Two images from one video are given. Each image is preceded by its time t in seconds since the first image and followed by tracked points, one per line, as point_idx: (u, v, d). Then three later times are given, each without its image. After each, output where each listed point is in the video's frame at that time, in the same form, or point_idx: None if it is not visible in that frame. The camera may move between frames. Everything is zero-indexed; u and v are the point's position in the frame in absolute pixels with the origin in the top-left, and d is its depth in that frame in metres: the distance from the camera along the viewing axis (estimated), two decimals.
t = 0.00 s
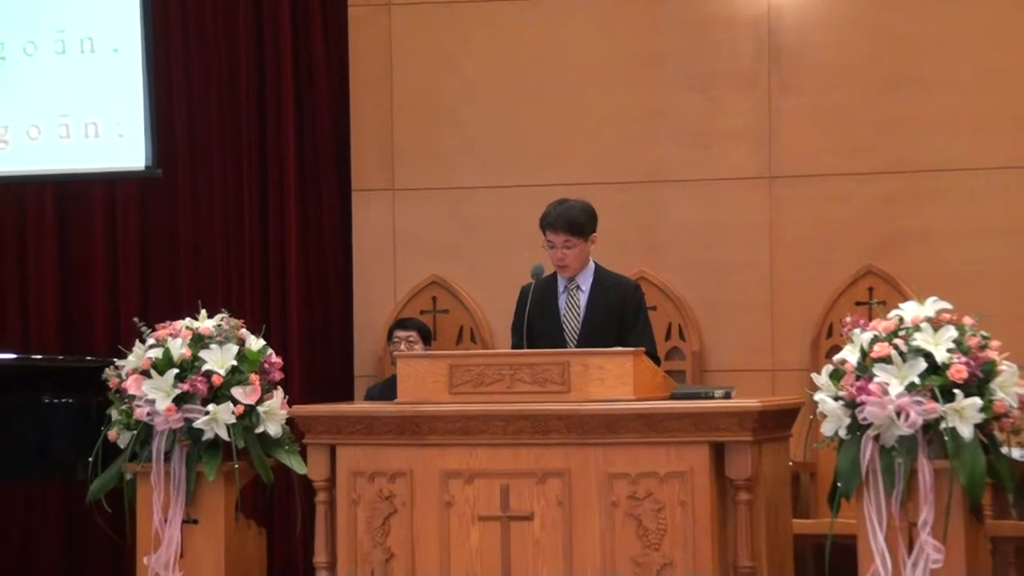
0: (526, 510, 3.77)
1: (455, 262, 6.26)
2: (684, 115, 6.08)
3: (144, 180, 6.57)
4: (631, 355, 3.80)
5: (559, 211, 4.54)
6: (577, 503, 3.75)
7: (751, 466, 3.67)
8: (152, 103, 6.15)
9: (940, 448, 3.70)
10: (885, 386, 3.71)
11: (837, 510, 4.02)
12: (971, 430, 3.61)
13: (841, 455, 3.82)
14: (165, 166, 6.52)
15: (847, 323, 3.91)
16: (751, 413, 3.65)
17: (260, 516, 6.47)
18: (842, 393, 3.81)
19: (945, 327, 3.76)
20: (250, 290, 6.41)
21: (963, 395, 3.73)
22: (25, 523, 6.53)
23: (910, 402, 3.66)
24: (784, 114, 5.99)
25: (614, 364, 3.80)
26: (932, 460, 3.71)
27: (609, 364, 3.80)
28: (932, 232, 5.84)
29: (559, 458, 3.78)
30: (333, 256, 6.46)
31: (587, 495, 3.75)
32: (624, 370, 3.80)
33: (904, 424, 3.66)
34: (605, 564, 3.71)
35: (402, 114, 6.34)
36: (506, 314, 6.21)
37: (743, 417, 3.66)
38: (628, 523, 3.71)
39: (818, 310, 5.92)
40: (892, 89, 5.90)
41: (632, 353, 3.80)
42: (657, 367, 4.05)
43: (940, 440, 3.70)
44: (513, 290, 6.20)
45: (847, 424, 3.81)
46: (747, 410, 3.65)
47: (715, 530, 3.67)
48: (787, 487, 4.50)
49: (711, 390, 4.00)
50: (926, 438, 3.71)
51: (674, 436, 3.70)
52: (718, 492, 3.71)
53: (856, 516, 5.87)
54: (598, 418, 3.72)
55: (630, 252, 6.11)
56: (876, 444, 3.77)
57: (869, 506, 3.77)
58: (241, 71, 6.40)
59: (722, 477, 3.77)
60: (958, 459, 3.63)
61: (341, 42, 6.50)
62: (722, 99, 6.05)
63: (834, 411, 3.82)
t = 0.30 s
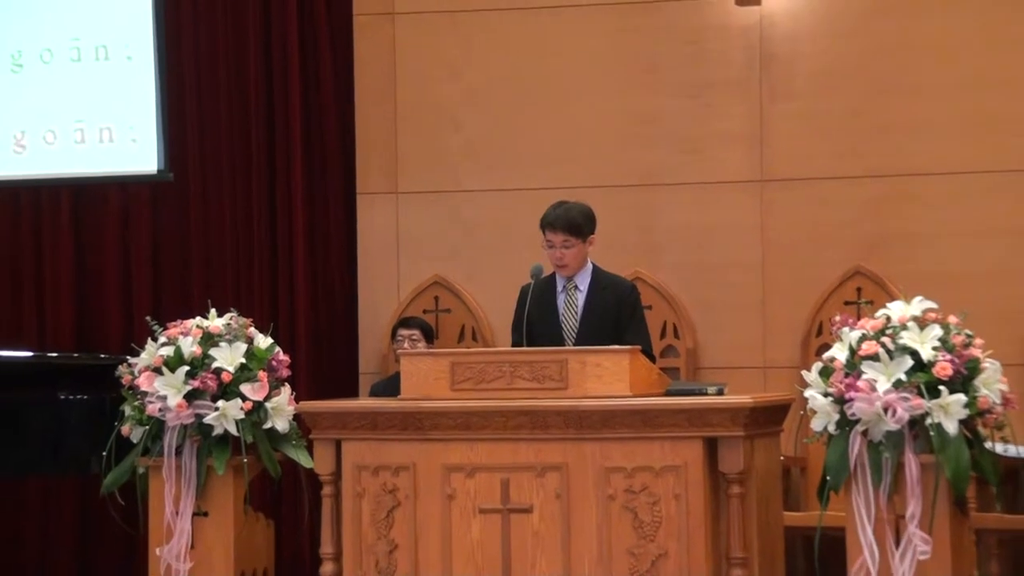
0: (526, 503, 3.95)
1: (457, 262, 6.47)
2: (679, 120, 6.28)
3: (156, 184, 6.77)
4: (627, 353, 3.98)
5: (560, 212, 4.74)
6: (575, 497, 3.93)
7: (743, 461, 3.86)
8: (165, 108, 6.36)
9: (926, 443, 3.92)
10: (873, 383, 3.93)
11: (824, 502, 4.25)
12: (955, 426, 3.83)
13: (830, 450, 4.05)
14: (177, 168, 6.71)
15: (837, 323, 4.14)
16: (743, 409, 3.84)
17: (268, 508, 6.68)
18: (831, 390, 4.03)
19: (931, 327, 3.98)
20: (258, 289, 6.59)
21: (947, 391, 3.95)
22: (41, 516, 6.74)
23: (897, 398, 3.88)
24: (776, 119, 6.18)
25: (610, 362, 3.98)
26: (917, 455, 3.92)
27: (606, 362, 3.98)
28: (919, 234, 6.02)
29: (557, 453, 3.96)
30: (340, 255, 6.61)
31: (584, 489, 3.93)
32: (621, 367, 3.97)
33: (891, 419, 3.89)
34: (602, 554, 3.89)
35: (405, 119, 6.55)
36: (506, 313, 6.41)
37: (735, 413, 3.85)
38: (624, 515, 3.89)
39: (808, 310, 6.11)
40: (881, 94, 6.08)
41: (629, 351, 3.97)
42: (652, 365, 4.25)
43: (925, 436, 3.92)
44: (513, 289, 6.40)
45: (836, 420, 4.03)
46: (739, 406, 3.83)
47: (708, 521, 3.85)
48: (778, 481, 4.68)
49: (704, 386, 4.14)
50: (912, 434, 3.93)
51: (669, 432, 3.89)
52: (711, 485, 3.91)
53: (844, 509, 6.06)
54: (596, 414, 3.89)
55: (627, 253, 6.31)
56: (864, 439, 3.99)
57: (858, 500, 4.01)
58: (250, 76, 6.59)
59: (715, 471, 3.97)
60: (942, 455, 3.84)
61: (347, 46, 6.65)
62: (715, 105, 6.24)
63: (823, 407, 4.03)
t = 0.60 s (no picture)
0: (525, 496, 4.13)
1: (458, 264, 6.66)
2: (673, 126, 6.47)
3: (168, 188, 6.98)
4: (624, 351, 4.12)
5: (559, 213, 4.87)
6: (574, 490, 4.11)
7: (736, 456, 4.03)
8: (176, 113, 6.54)
9: (913, 438, 4.12)
10: (862, 380, 4.11)
11: (814, 495, 4.43)
12: (941, 421, 4.00)
13: (820, 445, 4.23)
14: (188, 172, 6.93)
15: (827, 321, 4.32)
16: (735, 405, 4.00)
17: (276, 501, 6.90)
18: (821, 387, 4.21)
19: (918, 325, 4.16)
20: (266, 290, 6.80)
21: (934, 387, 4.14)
22: (56, 509, 6.95)
23: (885, 394, 4.05)
24: (767, 125, 6.36)
25: (609, 360, 4.12)
26: (905, 450, 4.12)
27: (604, 360, 4.12)
28: (907, 236, 6.20)
29: (555, 447, 4.13)
30: (344, 257, 6.81)
31: (582, 482, 4.11)
32: (618, 364, 4.11)
33: (879, 415, 4.05)
34: (599, 546, 4.07)
35: (408, 124, 6.74)
36: (506, 313, 6.60)
37: (728, 409, 4.02)
38: (621, 508, 4.07)
39: (799, 309, 6.29)
40: (870, 101, 6.26)
41: (626, 349, 4.11)
42: (648, 362, 4.41)
43: (912, 431, 4.11)
44: (513, 290, 6.59)
45: (826, 416, 4.21)
46: (731, 403, 4.00)
47: (702, 513, 4.02)
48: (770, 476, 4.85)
49: (698, 383, 4.30)
50: (900, 429, 4.12)
51: (664, 427, 4.05)
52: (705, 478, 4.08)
53: (834, 502, 6.25)
54: (593, 411, 4.06)
55: (623, 255, 6.50)
56: (854, 434, 4.17)
57: (848, 494, 4.20)
58: (259, 83, 6.79)
59: (709, 465, 4.14)
60: (929, 449, 4.02)
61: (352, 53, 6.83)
62: (709, 111, 6.42)
63: (814, 403, 4.22)
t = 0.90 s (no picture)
0: (525, 489, 4.30)
1: (459, 264, 6.86)
2: (669, 130, 6.66)
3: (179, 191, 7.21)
4: (620, 349, 4.31)
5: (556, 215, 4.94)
6: (572, 484, 4.28)
7: (729, 450, 4.20)
8: (186, 119, 6.75)
9: (900, 434, 4.30)
10: (851, 376, 4.29)
11: (806, 489, 4.59)
12: (928, 416, 4.19)
13: (811, 440, 4.40)
14: (198, 175, 7.15)
15: (817, 320, 4.51)
16: (730, 401, 4.18)
17: (283, 494, 7.12)
18: (812, 383, 4.39)
19: (905, 324, 4.34)
20: (273, 289, 7.01)
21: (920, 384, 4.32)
22: (71, 502, 7.17)
23: (873, 391, 4.24)
24: (760, 130, 6.56)
25: (606, 357, 4.31)
26: (892, 444, 4.29)
27: (601, 357, 4.31)
28: (896, 237, 6.39)
29: (554, 442, 4.31)
30: (349, 258, 7.02)
31: (580, 476, 4.28)
32: (614, 362, 4.31)
33: (868, 410, 4.24)
34: (597, 538, 4.24)
35: (412, 128, 6.95)
36: (507, 312, 6.79)
37: (724, 405, 4.19)
38: (617, 501, 4.23)
39: (791, 307, 6.49)
40: (859, 107, 6.46)
41: (621, 347, 4.31)
42: (645, 359, 4.59)
43: (900, 427, 4.30)
44: (514, 289, 6.79)
45: (817, 411, 4.39)
46: (727, 399, 4.18)
47: (697, 505, 4.19)
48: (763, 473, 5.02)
49: (694, 379, 4.45)
50: (888, 425, 4.30)
51: (660, 422, 4.23)
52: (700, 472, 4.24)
53: (825, 495, 6.44)
54: (592, 407, 4.23)
55: (621, 255, 6.70)
56: (844, 429, 4.36)
57: (838, 486, 4.36)
58: (266, 89, 7.00)
59: (703, 460, 4.31)
60: (916, 444, 4.20)
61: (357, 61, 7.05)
62: (703, 116, 6.62)
63: (804, 399, 4.40)
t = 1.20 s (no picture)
0: (525, 483, 4.49)
1: (461, 264, 7.06)
2: (665, 135, 6.86)
3: (189, 194, 7.42)
4: (616, 347, 4.49)
5: (554, 218, 5.09)
6: (570, 477, 4.47)
7: (722, 445, 4.40)
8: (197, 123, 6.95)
9: (889, 429, 4.49)
10: (841, 374, 4.48)
11: (797, 481, 4.78)
12: (915, 413, 4.38)
13: (802, 435, 4.58)
14: (208, 179, 7.36)
15: (808, 319, 4.69)
16: (723, 397, 4.36)
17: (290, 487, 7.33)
18: (803, 380, 4.57)
19: (893, 323, 4.54)
20: (280, 288, 7.22)
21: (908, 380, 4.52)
22: (85, 496, 7.39)
23: (862, 387, 4.43)
24: (753, 135, 6.75)
25: (603, 355, 4.48)
26: (881, 439, 4.49)
27: (598, 355, 4.48)
28: (885, 238, 6.59)
29: (552, 438, 4.49)
30: (354, 259, 7.23)
31: (579, 470, 4.46)
32: (611, 359, 4.48)
33: (858, 406, 4.43)
34: (594, 530, 4.43)
35: (415, 132, 7.14)
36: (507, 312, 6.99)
37: (718, 401, 4.37)
38: (614, 494, 4.42)
39: (783, 307, 6.68)
40: (849, 112, 6.64)
41: (616, 346, 4.48)
42: (640, 357, 4.79)
43: (888, 423, 4.49)
44: (514, 288, 6.99)
45: (807, 407, 4.57)
46: (721, 395, 4.35)
47: (691, 498, 4.37)
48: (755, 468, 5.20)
49: (687, 376, 4.67)
50: (877, 420, 4.50)
51: (655, 419, 4.41)
52: (694, 466, 4.43)
53: (815, 488, 6.64)
54: (589, 403, 4.42)
55: (618, 256, 6.90)
56: (833, 425, 4.54)
57: (828, 481, 4.58)
58: (274, 96, 7.21)
59: (697, 454, 4.49)
60: (904, 440, 4.40)
61: (362, 67, 7.27)
62: (697, 121, 6.82)
63: (795, 395, 4.57)
